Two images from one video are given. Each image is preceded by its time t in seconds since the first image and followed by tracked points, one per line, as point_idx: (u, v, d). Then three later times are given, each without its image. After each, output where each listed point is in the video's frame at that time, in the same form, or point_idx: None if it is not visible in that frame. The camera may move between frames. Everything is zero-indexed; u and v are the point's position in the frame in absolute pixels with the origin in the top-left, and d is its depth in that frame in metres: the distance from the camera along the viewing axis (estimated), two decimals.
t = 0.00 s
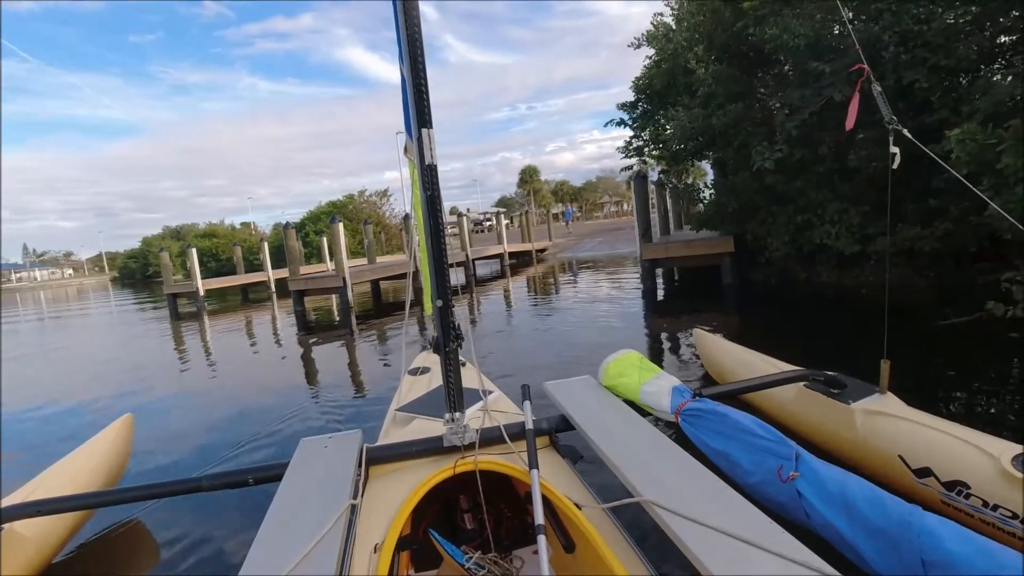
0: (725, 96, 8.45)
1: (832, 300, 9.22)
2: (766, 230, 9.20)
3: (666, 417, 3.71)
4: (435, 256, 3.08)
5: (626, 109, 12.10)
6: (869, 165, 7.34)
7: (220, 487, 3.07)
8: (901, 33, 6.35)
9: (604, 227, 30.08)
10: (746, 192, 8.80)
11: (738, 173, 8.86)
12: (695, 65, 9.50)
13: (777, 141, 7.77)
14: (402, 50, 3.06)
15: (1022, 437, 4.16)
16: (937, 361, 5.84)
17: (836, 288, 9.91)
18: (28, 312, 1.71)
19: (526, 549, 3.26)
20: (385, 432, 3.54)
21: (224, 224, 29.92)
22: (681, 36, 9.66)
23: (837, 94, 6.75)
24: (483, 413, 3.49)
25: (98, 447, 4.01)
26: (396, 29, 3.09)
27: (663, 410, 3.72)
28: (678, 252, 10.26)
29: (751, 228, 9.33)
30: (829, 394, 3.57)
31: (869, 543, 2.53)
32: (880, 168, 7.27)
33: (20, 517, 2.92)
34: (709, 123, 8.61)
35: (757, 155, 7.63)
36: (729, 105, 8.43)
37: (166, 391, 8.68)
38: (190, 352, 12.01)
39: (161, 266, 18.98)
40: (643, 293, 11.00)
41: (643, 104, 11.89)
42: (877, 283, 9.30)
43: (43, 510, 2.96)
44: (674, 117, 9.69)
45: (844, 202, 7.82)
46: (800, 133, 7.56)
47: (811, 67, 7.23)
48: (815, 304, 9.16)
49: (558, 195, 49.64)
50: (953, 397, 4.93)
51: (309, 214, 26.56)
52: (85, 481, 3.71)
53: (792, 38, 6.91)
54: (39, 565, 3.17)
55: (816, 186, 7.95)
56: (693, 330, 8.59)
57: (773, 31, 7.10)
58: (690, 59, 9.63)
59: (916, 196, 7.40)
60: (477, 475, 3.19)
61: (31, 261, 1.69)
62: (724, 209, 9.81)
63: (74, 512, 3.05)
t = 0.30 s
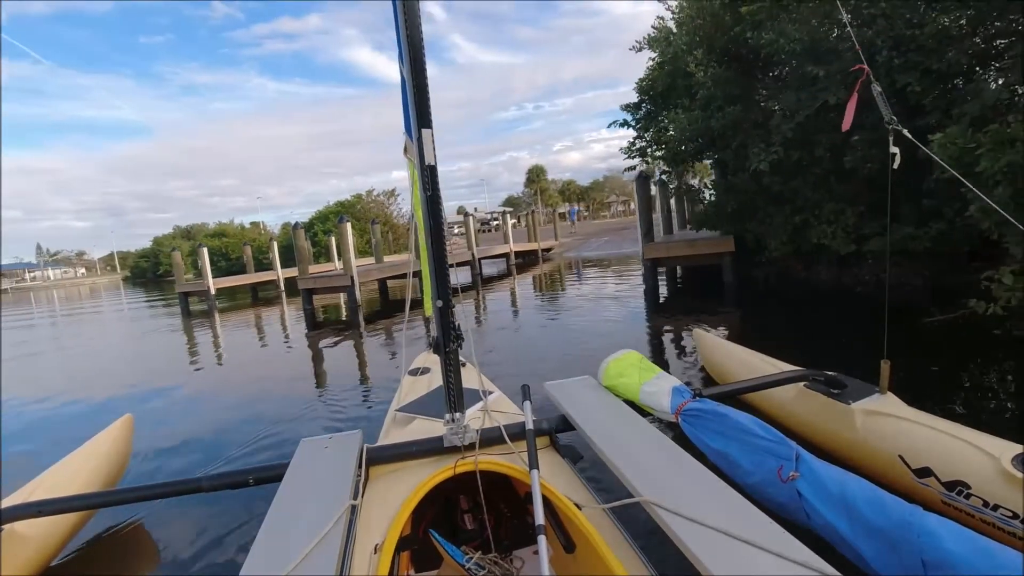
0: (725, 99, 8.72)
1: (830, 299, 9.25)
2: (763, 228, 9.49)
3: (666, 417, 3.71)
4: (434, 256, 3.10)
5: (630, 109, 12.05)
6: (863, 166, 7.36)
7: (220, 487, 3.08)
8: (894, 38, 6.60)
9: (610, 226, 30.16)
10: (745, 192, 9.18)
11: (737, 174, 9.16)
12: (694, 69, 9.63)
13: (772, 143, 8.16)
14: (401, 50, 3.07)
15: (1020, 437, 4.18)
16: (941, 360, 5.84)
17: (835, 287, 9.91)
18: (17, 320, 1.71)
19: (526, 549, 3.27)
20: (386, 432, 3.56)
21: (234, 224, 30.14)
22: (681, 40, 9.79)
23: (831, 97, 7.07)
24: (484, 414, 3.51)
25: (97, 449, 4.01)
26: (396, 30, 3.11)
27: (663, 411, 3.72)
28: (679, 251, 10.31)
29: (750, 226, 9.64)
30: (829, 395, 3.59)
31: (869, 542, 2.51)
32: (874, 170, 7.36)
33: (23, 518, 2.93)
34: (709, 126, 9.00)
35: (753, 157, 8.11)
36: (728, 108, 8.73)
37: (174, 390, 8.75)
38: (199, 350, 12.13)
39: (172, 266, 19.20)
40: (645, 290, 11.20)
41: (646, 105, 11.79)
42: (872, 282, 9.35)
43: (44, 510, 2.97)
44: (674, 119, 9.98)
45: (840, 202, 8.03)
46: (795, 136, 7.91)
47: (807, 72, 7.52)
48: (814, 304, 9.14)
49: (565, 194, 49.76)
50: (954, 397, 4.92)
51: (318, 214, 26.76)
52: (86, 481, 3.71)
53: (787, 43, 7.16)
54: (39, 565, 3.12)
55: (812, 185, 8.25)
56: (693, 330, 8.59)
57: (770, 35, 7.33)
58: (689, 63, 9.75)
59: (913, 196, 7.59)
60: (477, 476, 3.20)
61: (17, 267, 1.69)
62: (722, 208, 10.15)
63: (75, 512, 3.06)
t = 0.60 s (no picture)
0: (725, 101, 8.83)
1: (830, 298, 9.26)
2: (763, 227, 9.59)
3: (666, 417, 3.69)
4: (434, 256, 3.10)
5: (635, 109, 11.99)
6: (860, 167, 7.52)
7: (220, 488, 3.08)
8: (889, 41, 6.75)
9: (617, 225, 30.19)
10: (746, 192, 9.29)
11: (737, 175, 9.27)
12: (694, 71, 9.70)
13: (769, 144, 8.28)
14: (402, 52, 3.08)
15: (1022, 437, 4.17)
16: (944, 361, 5.81)
17: (835, 286, 9.91)
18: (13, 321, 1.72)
19: (526, 549, 3.28)
20: (385, 432, 3.57)
21: (242, 222, 30.34)
22: (681, 43, 9.84)
23: (828, 99, 7.19)
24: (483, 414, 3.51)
25: (97, 449, 4.04)
26: (396, 32, 3.11)
27: (663, 411, 3.71)
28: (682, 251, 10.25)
29: (750, 226, 9.74)
30: (829, 395, 3.57)
31: (868, 542, 2.49)
32: (870, 171, 7.52)
33: (23, 518, 2.93)
34: (709, 127, 9.07)
35: (751, 158, 8.22)
36: (728, 110, 8.82)
37: (180, 389, 8.80)
38: (207, 349, 12.24)
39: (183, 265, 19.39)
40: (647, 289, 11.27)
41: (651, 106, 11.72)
42: (871, 280, 9.38)
43: (45, 511, 2.97)
44: (674, 120, 10.05)
45: (839, 202, 8.19)
46: (793, 138, 8.00)
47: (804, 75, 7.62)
48: (811, 303, 9.16)
49: (573, 193, 49.81)
50: (958, 400, 4.89)
51: (327, 213, 26.94)
52: (86, 481, 3.74)
53: (785, 46, 7.31)
54: (38, 565, 3.15)
55: (810, 186, 8.37)
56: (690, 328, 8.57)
57: (768, 39, 7.49)
58: (689, 66, 9.83)
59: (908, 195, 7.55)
60: (477, 476, 3.21)
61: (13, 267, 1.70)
62: (722, 208, 10.24)
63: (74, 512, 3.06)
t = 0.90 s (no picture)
0: (726, 103, 8.85)
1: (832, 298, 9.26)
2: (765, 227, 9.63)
3: (666, 417, 3.69)
4: (434, 256, 3.12)
5: (640, 109, 11.93)
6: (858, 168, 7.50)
7: (219, 488, 3.08)
8: (886, 45, 6.77)
9: (625, 224, 30.21)
10: (748, 192, 9.31)
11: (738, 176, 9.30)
12: (696, 74, 9.69)
13: (767, 146, 8.29)
14: (401, 54, 3.10)
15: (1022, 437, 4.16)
16: (947, 362, 5.77)
17: (836, 285, 9.93)
18: (13, 321, 1.72)
19: (526, 549, 3.29)
20: (385, 432, 3.59)
21: (251, 222, 30.51)
22: (683, 47, 9.81)
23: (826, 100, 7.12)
24: (483, 414, 3.52)
25: (99, 448, 4.04)
26: (396, 34, 3.13)
27: (663, 411, 3.70)
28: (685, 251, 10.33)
29: (752, 225, 9.81)
30: (829, 395, 3.57)
31: (866, 541, 2.46)
32: (867, 171, 7.48)
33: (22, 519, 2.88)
34: (710, 129, 9.07)
35: (749, 159, 8.20)
36: (728, 112, 8.82)
37: (186, 389, 8.83)
38: (216, 347, 12.35)
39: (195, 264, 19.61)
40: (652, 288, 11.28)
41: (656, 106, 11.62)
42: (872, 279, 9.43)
43: (45, 511, 2.92)
44: (676, 122, 10.02)
45: (838, 202, 8.16)
46: (793, 138, 8.00)
47: (802, 76, 7.56)
48: (810, 303, 9.16)
49: (581, 192, 49.93)
50: (957, 399, 4.87)
51: (337, 213, 27.15)
52: (87, 481, 3.74)
53: (784, 49, 7.30)
54: (38, 565, 3.15)
55: (808, 186, 8.39)
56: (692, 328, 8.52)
57: (767, 42, 7.50)
58: (691, 69, 9.81)
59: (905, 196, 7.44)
60: (477, 476, 3.22)
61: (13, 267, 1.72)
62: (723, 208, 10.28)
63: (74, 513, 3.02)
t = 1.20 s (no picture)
0: (729, 104, 8.86)
1: (835, 297, 9.23)
2: (766, 227, 9.60)
3: (666, 417, 3.68)
4: (433, 256, 3.13)
5: (646, 110, 11.87)
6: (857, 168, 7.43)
7: (218, 489, 3.06)
8: (885, 47, 6.83)
9: (632, 224, 30.21)
10: (750, 191, 9.33)
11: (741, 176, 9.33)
12: (697, 76, 9.65)
13: (767, 147, 8.32)
14: (401, 53, 3.11)
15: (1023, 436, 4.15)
16: (951, 361, 5.73)
17: (838, 284, 9.92)
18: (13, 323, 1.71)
19: (526, 549, 3.29)
20: (385, 433, 3.60)
21: (258, 221, 30.64)
22: (685, 49, 9.63)
23: (826, 101, 7.21)
24: (483, 414, 3.53)
25: (97, 449, 4.00)
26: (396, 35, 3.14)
27: (662, 410, 3.69)
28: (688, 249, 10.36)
29: (755, 224, 9.84)
30: (828, 394, 3.56)
31: (866, 541, 2.43)
32: (867, 172, 7.42)
33: (24, 519, 2.82)
34: (712, 130, 9.04)
35: (750, 160, 8.34)
36: (729, 114, 8.84)
37: (190, 389, 8.84)
38: (223, 346, 12.43)
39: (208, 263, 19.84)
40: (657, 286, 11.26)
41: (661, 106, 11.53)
42: (873, 278, 9.40)
43: (46, 511, 2.85)
44: (678, 122, 9.96)
45: (838, 202, 8.12)
46: (793, 138, 8.05)
47: (801, 78, 7.55)
48: (812, 302, 9.13)
49: (589, 192, 49.91)
50: (952, 397, 4.89)
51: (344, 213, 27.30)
52: (87, 482, 3.69)
53: (784, 51, 7.27)
54: (39, 566, 3.06)
55: (808, 186, 8.39)
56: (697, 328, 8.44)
57: (768, 44, 7.53)
58: (693, 70, 9.81)
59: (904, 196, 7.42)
60: (477, 476, 3.23)
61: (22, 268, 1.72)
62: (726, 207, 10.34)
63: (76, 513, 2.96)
